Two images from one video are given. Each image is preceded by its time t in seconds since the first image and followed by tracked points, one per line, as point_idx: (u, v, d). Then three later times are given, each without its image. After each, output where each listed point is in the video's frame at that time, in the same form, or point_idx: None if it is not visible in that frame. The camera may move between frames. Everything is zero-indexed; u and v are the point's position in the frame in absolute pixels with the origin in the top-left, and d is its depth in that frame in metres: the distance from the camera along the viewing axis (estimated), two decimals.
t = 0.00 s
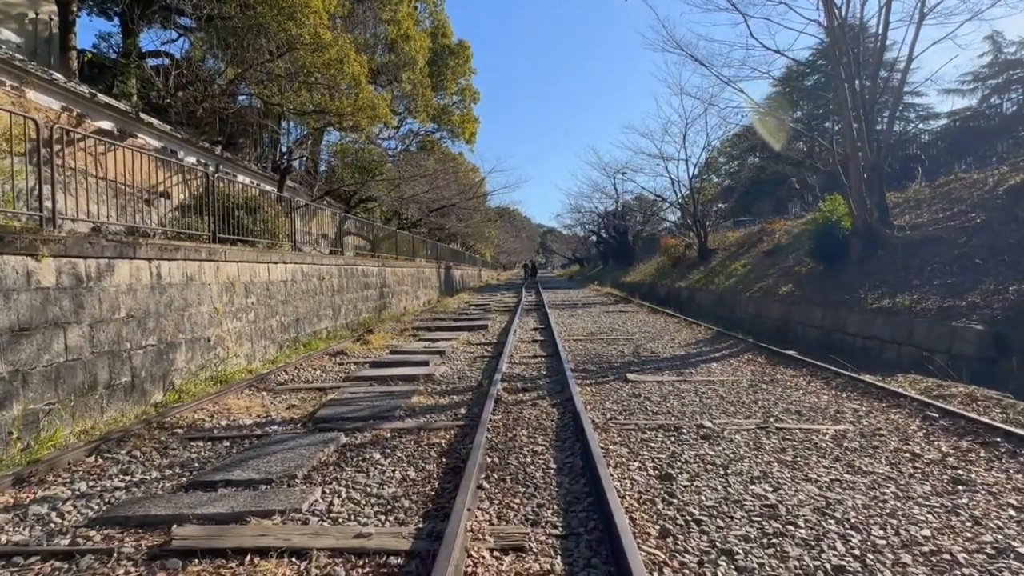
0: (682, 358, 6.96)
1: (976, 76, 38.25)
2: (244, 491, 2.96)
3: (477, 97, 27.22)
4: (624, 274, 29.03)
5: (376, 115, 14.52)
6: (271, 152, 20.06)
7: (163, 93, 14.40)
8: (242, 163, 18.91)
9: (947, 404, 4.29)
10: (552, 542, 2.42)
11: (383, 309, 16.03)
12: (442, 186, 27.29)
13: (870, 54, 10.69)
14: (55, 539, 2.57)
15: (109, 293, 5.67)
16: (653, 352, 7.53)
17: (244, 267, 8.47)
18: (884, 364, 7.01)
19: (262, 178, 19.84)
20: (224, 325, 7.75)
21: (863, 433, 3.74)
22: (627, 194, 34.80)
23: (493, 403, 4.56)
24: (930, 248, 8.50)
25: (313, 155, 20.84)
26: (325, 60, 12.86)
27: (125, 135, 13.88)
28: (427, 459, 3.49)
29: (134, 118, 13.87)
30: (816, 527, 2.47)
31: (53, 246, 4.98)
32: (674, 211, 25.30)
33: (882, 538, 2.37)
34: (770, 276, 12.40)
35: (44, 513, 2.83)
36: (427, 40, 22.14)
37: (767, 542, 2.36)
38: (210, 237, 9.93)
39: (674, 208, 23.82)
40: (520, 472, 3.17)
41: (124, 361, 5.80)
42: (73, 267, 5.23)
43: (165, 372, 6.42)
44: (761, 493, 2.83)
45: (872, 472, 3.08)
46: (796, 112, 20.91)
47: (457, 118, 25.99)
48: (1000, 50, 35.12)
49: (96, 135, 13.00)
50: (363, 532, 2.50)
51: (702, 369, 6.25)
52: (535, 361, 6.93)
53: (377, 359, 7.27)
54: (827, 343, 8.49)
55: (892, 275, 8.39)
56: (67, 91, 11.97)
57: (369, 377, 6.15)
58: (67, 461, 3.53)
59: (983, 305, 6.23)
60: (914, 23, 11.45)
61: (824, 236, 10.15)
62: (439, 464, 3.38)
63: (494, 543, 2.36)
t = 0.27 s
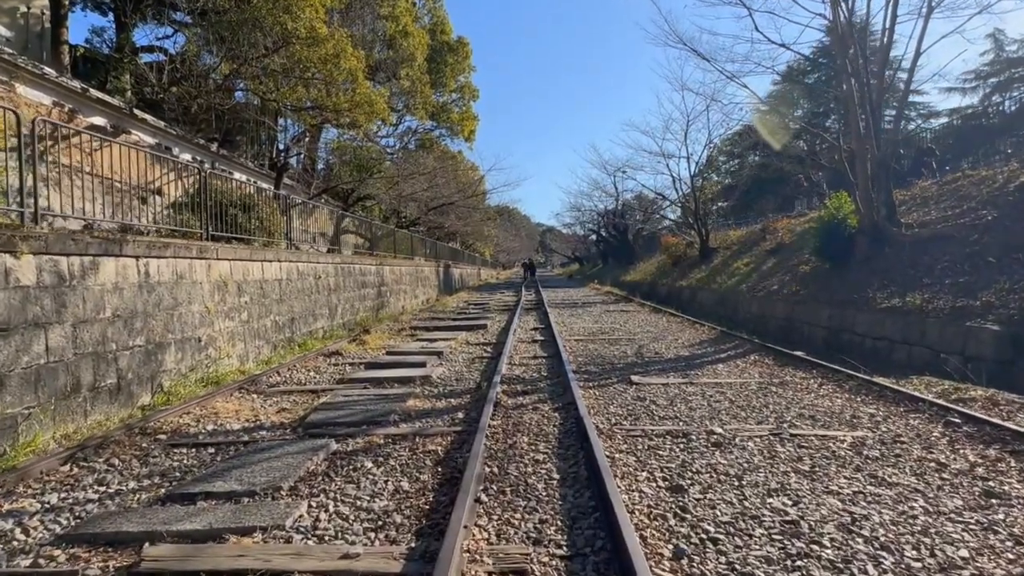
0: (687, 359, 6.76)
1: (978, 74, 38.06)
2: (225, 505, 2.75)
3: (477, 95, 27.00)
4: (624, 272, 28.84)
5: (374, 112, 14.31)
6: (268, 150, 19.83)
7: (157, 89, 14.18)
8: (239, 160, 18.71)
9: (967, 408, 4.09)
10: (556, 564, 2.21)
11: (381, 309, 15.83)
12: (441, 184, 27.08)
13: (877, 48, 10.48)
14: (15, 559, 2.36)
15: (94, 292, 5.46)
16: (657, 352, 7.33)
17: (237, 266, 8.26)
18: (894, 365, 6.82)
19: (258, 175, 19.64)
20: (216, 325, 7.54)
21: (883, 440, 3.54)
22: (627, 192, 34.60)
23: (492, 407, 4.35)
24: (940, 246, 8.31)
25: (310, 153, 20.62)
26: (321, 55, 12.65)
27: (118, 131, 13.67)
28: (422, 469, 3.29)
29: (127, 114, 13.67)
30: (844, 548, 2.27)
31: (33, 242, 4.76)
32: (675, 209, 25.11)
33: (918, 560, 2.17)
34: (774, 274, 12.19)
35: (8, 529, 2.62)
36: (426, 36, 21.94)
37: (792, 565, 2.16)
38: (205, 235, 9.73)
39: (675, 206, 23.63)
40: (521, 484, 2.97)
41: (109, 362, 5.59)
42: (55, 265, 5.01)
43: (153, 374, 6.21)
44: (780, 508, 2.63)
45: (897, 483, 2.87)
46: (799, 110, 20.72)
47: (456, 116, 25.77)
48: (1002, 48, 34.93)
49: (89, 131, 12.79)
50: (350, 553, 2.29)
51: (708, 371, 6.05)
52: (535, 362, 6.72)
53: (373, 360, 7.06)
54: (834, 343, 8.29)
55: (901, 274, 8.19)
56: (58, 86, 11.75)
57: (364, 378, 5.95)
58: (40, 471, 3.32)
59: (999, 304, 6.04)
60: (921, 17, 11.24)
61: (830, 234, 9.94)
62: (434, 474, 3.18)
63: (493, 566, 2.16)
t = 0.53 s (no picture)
0: (692, 362, 6.56)
1: (980, 72, 37.86)
2: (200, 526, 2.55)
3: (476, 93, 26.82)
4: (625, 272, 28.65)
5: (372, 109, 14.11)
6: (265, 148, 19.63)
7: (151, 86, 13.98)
8: (235, 159, 18.51)
9: (990, 415, 3.90)
10: None
11: (379, 308, 15.63)
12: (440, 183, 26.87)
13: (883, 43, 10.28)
14: None
15: (77, 293, 5.26)
16: (660, 354, 7.13)
17: (229, 265, 8.06)
18: (905, 368, 6.63)
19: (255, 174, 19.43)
20: (207, 326, 7.35)
21: (904, 450, 3.34)
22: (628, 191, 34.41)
23: (490, 415, 4.15)
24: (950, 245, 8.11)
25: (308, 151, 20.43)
26: (317, 51, 12.46)
27: (112, 129, 13.47)
28: (415, 483, 3.09)
29: (121, 111, 13.46)
30: None
31: (12, 242, 4.56)
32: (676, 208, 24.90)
33: None
34: (777, 274, 12.00)
35: None
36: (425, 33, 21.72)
37: None
38: (199, 234, 9.54)
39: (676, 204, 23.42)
40: (520, 501, 2.76)
41: (94, 366, 5.39)
42: (36, 265, 4.81)
43: (140, 378, 6.01)
44: (801, 529, 2.43)
45: (924, 501, 2.68)
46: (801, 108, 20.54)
47: (455, 114, 25.56)
48: (1005, 46, 34.71)
49: (82, 128, 12.59)
50: None
51: (714, 374, 5.86)
52: (535, 365, 6.53)
53: (369, 362, 6.86)
54: (842, 345, 8.09)
55: (910, 274, 7.99)
56: (50, 83, 11.54)
57: (359, 382, 5.75)
58: (8, 485, 3.12)
59: (1014, 306, 5.84)
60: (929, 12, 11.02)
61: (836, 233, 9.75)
62: (428, 489, 2.98)
63: None
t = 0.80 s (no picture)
0: (696, 363, 6.34)
1: (982, 70, 37.61)
2: (163, 549, 2.32)
3: (475, 90, 26.60)
4: (625, 270, 28.44)
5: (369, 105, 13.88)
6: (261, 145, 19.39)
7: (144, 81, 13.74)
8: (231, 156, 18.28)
9: (1015, 423, 3.68)
10: None
11: (376, 308, 15.41)
12: (439, 180, 26.65)
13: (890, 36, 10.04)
14: None
15: (54, 293, 5.03)
16: (662, 355, 6.91)
17: (219, 264, 7.83)
18: (915, 370, 6.41)
19: (251, 171, 19.19)
20: (195, 327, 7.13)
21: (927, 462, 3.12)
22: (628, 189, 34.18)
23: (484, 422, 3.93)
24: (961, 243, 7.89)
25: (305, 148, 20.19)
26: (312, 44, 12.22)
27: (103, 125, 13.24)
28: (402, 498, 2.87)
29: (113, 107, 13.23)
30: None
31: None
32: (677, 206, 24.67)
33: None
34: (781, 273, 11.77)
35: None
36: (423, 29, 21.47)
37: None
38: (192, 232, 9.33)
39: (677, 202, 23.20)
40: (514, 520, 2.54)
41: (73, 369, 5.15)
42: (9, 263, 4.58)
43: (123, 380, 5.78)
44: (823, 554, 2.21)
45: (955, 521, 2.46)
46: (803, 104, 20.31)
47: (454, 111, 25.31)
48: (1007, 43, 34.45)
49: (72, 124, 12.36)
50: None
51: (718, 376, 5.64)
52: (533, 366, 6.31)
53: (361, 364, 6.64)
54: (849, 346, 7.87)
55: (920, 273, 7.77)
56: (40, 78, 11.31)
57: (349, 385, 5.53)
58: None
59: None
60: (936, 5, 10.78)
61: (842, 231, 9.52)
62: (415, 505, 2.76)
63: None
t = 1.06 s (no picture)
0: (701, 367, 6.14)
1: (985, 67, 37.41)
2: None
3: (475, 88, 26.34)
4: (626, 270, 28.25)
5: (367, 103, 13.66)
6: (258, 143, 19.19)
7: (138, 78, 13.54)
8: (227, 154, 18.08)
9: None
10: None
11: (374, 308, 15.22)
12: (438, 179, 26.45)
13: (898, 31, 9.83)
14: None
15: (33, 295, 4.81)
16: (666, 358, 6.71)
17: (210, 264, 7.63)
18: (928, 375, 6.22)
19: (248, 169, 18.98)
20: (185, 329, 6.93)
21: (953, 477, 2.92)
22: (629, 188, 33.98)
23: (480, 431, 3.73)
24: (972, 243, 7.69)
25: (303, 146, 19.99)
26: (308, 40, 12.01)
27: (96, 123, 13.04)
28: (391, 518, 2.67)
29: (106, 105, 13.03)
30: None
31: None
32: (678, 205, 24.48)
33: None
34: (785, 273, 11.57)
35: None
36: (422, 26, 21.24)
37: None
38: (187, 231, 9.15)
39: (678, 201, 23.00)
40: (511, 545, 2.34)
41: (53, 374, 4.95)
42: None
43: (108, 385, 5.58)
44: None
45: (990, 546, 2.27)
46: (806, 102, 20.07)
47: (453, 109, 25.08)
48: (1010, 40, 34.24)
49: (65, 121, 12.16)
50: None
51: (725, 381, 5.44)
52: (533, 370, 6.11)
53: (356, 367, 6.44)
54: (857, 348, 7.68)
55: (930, 273, 7.57)
56: (31, 74, 11.09)
57: (341, 391, 5.33)
58: None
59: None
60: None
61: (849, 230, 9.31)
62: (404, 527, 2.56)
63: None
